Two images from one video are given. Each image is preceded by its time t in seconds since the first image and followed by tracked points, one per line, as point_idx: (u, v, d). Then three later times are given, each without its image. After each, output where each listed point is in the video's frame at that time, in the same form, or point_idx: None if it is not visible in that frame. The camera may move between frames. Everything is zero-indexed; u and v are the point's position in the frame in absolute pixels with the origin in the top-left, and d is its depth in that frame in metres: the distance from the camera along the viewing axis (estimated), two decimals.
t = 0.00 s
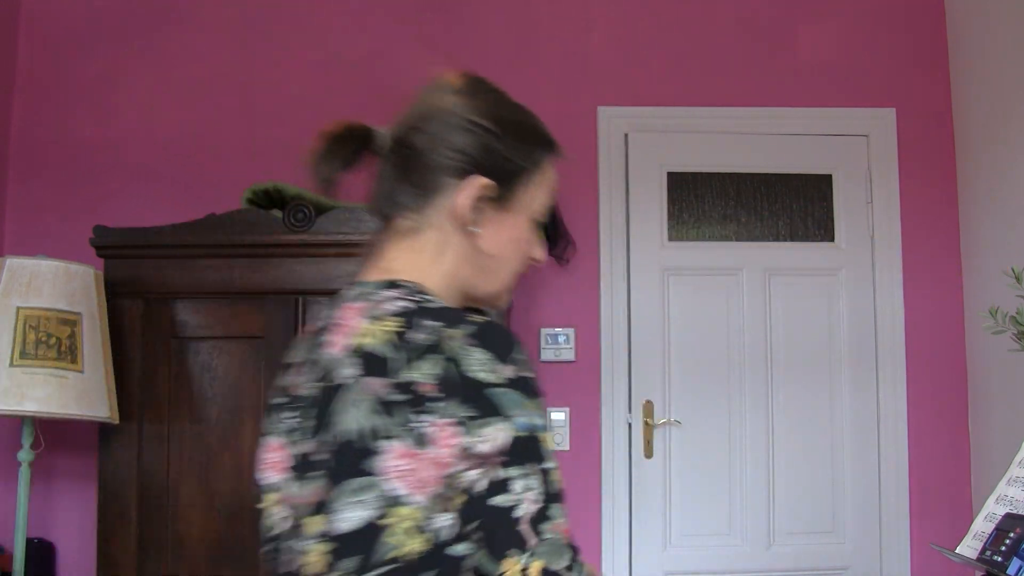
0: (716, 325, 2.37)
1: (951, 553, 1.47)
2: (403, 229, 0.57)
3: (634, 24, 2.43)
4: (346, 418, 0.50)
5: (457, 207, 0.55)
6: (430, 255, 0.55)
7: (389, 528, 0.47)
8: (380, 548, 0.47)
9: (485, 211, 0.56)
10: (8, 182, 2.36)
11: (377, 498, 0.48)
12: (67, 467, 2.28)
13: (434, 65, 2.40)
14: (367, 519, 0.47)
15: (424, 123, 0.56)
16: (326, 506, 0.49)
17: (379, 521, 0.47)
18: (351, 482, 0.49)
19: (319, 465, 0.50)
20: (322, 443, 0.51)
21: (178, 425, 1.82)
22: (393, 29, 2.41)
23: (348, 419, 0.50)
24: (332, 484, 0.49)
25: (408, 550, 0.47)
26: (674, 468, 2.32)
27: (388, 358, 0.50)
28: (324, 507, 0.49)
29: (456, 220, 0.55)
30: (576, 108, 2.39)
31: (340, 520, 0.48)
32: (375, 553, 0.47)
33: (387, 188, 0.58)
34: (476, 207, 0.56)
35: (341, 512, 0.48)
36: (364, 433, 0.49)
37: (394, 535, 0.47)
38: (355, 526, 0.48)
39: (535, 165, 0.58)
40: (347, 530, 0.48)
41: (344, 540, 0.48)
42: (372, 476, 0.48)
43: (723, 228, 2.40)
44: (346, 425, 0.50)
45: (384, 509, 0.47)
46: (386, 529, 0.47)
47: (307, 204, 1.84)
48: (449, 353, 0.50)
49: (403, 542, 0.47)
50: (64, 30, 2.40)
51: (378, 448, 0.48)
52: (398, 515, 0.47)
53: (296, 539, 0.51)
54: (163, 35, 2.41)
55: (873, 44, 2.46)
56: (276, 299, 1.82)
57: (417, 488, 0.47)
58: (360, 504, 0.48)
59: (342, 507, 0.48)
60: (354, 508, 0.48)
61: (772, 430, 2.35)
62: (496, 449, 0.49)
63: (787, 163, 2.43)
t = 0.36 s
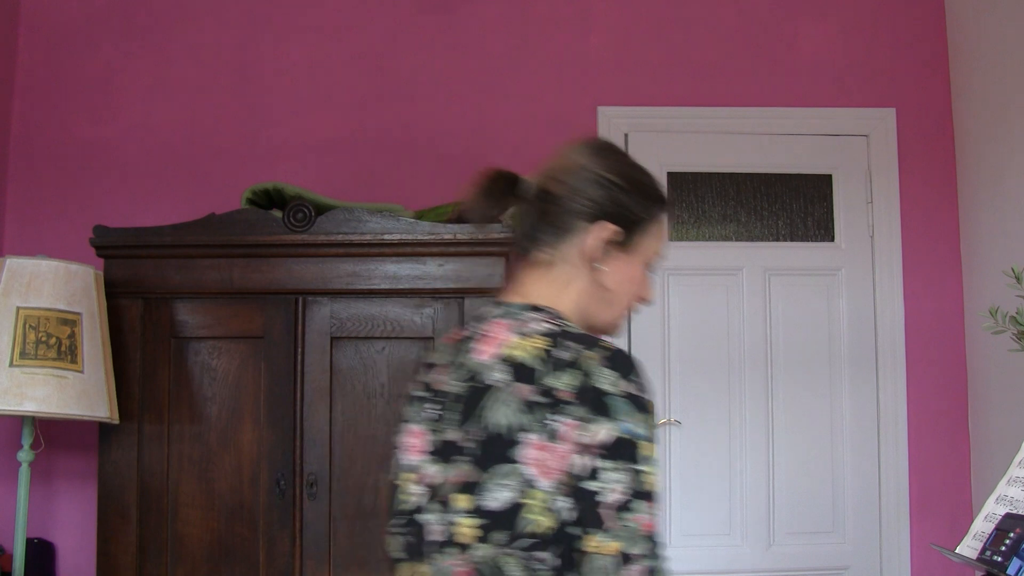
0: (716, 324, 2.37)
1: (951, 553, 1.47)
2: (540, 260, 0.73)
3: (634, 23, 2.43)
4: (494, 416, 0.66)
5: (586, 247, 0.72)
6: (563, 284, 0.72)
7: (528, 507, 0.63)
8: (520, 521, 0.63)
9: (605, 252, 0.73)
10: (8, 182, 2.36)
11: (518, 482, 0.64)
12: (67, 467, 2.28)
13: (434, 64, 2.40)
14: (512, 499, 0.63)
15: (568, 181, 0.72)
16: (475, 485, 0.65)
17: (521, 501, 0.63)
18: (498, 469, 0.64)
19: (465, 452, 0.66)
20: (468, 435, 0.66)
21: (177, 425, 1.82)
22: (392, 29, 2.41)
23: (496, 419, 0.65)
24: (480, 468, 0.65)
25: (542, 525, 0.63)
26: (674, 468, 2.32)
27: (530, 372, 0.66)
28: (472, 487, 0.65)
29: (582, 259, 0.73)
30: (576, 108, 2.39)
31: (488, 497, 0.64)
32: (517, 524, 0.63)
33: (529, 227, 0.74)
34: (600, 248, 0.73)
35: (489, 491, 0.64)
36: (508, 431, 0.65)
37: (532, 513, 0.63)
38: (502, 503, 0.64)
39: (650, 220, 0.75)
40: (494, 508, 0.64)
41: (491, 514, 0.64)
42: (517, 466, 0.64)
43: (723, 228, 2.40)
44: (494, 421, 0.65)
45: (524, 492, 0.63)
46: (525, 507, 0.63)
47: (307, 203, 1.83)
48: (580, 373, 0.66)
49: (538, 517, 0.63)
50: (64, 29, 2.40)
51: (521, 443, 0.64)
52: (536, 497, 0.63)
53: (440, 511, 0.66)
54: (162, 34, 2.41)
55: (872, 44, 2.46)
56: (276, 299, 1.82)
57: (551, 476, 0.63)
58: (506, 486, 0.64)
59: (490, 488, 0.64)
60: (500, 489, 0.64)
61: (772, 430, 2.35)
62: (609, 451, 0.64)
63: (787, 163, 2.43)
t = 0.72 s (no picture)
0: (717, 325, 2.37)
1: (952, 553, 1.47)
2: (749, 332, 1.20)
3: (634, 24, 2.43)
4: (716, 441, 1.09)
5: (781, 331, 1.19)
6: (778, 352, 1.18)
7: (730, 512, 1.05)
8: (723, 519, 1.05)
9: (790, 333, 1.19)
10: (9, 183, 2.37)
11: (727, 492, 1.06)
12: (66, 467, 2.28)
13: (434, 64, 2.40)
14: (719, 501, 1.06)
15: (788, 276, 1.17)
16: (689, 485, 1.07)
17: (726, 506, 1.05)
18: (711, 474, 1.07)
19: (685, 466, 1.08)
20: (686, 449, 1.09)
21: (177, 424, 1.82)
22: (392, 29, 2.42)
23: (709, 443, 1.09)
24: (699, 474, 1.08)
25: (742, 527, 1.04)
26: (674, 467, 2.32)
27: (746, 414, 1.10)
28: (679, 483, 1.08)
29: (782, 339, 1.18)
30: (576, 108, 2.39)
31: (695, 495, 1.06)
32: (719, 518, 1.05)
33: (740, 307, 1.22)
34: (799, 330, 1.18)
35: (700, 492, 1.07)
36: (722, 452, 1.08)
37: (730, 516, 1.05)
38: (711, 502, 1.06)
39: (837, 321, 1.20)
40: (699, 505, 1.06)
41: (700, 508, 1.06)
42: (727, 480, 1.06)
43: (723, 229, 2.40)
44: (719, 443, 1.08)
45: (729, 501, 1.06)
46: (729, 510, 1.05)
47: (307, 203, 1.83)
48: (793, 421, 1.09)
49: (741, 521, 1.05)
50: (64, 30, 2.40)
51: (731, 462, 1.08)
52: (739, 505, 1.05)
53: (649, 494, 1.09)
54: (163, 34, 2.41)
55: (872, 45, 2.46)
56: (276, 300, 1.82)
57: (746, 492, 1.06)
58: (716, 492, 1.06)
59: (702, 491, 1.07)
60: (712, 494, 1.06)
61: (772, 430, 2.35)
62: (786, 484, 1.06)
63: (787, 163, 2.43)
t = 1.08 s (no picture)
0: (717, 325, 2.37)
1: (952, 553, 1.46)
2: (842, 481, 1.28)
3: (634, 24, 2.43)
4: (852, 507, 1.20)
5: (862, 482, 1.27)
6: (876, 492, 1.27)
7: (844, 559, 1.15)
8: (837, 558, 1.15)
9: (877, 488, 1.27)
10: (9, 182, 2.36)
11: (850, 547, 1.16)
12: (66, 468, 2.28)
13: (435, 65, 2.40)
14: (840, 547, 1.15)
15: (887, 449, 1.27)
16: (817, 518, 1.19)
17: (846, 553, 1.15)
18: (836, 526, 1.17)
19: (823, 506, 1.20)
20: (830, 499, 1.21)
21: (177, 424, 1.82)
22: (393, 29, 2.41)
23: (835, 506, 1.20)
24: (827, 522, 1.18)
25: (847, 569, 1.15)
26: (674, 467, 2.32)
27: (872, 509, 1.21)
28: (812, 515, 1.19)
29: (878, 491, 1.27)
30: (576, 108, 2.39)
31: (824, 531, 1.17)
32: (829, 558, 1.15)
33: (840, 462, 1.32)
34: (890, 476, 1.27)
35: (822, 534, 1.17)
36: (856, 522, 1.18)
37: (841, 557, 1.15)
38: (831, 544, 1.16)
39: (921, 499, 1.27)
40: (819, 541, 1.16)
41: (823, 544, 1.16)
42: (847, 535, 1.17)
43: (723, 229, 2.40)
44: (851, 512, 1.19)
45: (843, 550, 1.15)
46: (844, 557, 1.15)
47: (307, 203, 1.83)
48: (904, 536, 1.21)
49: (845, 568, 1.14)
50: (63, 29, 2.40)
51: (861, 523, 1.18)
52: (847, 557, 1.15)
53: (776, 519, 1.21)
54: (163, 34, 2.41)
55: (872, 44, 2.46)
56: (276, 299, 1.82)
57: (865, 561, 1.16)
58: (840, 537, 1.16)
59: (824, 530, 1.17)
60: (836, 541, 1.16)
61: (772, 430, 2.35)
62: (890, 572, 1.16)
63: (787, 163, 2.43)
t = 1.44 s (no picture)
0: (717, 325, 2.37)
1: (952, 552, 1.46)
2: None
3: (634, 24, 2.43)
4: None
5: None
6: None
7: None
8: None
9: None
10: (9, 182, 2.36)
11: None
12: (67, 468, 2.28)
13: (435, 65, 2.40)
14: None
15: None
16: None
17: None
18: None
19: None
20: None
21: (177, 424, 1.82)
22: (393, 29, 2.42)
23: None
24: None
25: None
26: (674, 468, 2.32)
27: None
28: None
29: None
30: (576, 108, 2.39)
31: None
32: None
33: None
34: None
35: None
36: None
37: None
38: None
39: None
40: None
41: None
42: None
43: (723, 229, 2.40)
44: None
45: None
46: None
47: (307, 203, 1.83)
48: None
49: None
50: (63, 29, 2.40)
51: None
52: None
53: None
54: (162, 34, 2.41)
55: (872, 45, 2.46)
56: (276, 299, 1.82)
57: None
58: None
59: None
60: None
61: (772, 430, 2.35)
62: None
63: (787, 163, 2.43)
